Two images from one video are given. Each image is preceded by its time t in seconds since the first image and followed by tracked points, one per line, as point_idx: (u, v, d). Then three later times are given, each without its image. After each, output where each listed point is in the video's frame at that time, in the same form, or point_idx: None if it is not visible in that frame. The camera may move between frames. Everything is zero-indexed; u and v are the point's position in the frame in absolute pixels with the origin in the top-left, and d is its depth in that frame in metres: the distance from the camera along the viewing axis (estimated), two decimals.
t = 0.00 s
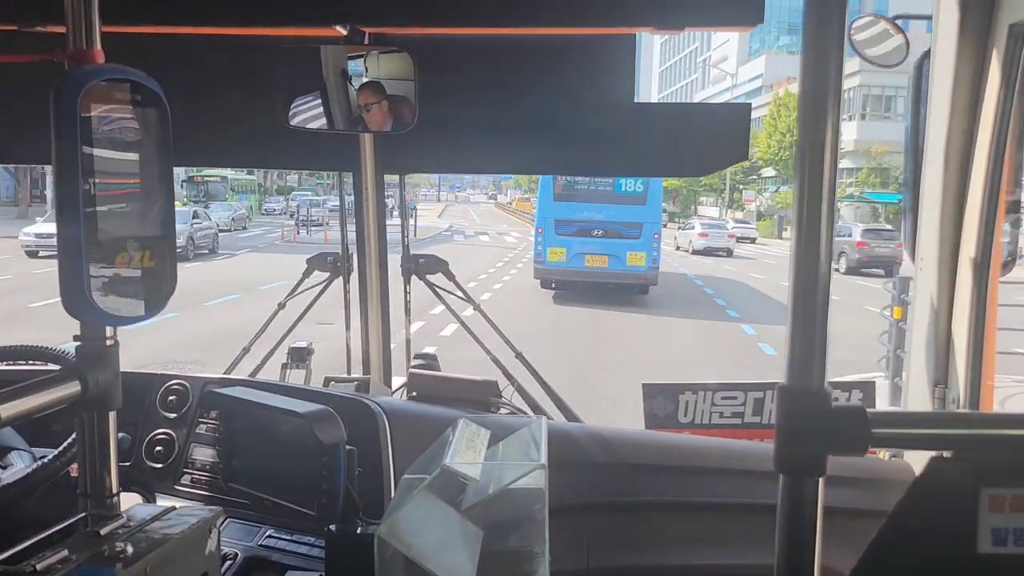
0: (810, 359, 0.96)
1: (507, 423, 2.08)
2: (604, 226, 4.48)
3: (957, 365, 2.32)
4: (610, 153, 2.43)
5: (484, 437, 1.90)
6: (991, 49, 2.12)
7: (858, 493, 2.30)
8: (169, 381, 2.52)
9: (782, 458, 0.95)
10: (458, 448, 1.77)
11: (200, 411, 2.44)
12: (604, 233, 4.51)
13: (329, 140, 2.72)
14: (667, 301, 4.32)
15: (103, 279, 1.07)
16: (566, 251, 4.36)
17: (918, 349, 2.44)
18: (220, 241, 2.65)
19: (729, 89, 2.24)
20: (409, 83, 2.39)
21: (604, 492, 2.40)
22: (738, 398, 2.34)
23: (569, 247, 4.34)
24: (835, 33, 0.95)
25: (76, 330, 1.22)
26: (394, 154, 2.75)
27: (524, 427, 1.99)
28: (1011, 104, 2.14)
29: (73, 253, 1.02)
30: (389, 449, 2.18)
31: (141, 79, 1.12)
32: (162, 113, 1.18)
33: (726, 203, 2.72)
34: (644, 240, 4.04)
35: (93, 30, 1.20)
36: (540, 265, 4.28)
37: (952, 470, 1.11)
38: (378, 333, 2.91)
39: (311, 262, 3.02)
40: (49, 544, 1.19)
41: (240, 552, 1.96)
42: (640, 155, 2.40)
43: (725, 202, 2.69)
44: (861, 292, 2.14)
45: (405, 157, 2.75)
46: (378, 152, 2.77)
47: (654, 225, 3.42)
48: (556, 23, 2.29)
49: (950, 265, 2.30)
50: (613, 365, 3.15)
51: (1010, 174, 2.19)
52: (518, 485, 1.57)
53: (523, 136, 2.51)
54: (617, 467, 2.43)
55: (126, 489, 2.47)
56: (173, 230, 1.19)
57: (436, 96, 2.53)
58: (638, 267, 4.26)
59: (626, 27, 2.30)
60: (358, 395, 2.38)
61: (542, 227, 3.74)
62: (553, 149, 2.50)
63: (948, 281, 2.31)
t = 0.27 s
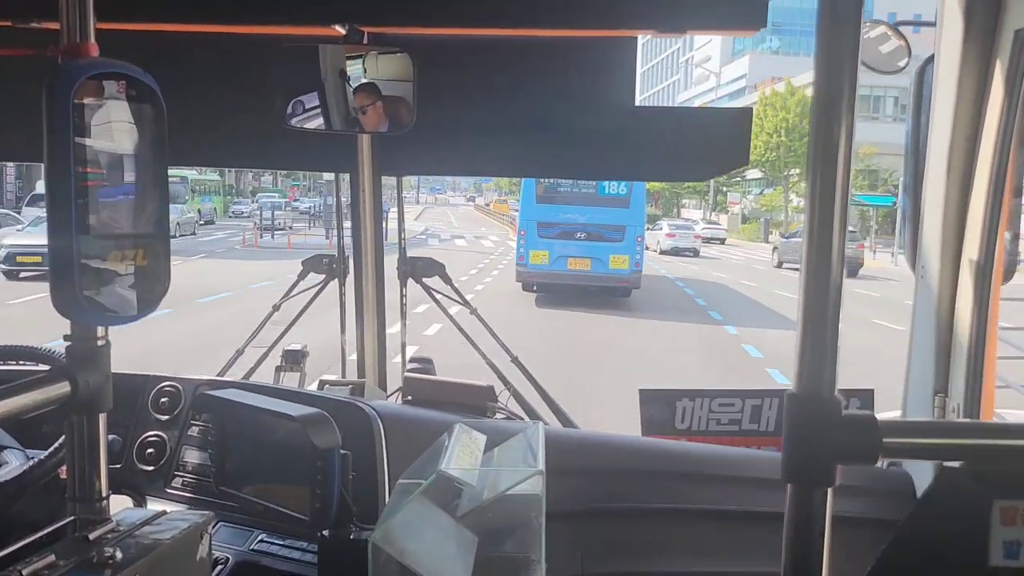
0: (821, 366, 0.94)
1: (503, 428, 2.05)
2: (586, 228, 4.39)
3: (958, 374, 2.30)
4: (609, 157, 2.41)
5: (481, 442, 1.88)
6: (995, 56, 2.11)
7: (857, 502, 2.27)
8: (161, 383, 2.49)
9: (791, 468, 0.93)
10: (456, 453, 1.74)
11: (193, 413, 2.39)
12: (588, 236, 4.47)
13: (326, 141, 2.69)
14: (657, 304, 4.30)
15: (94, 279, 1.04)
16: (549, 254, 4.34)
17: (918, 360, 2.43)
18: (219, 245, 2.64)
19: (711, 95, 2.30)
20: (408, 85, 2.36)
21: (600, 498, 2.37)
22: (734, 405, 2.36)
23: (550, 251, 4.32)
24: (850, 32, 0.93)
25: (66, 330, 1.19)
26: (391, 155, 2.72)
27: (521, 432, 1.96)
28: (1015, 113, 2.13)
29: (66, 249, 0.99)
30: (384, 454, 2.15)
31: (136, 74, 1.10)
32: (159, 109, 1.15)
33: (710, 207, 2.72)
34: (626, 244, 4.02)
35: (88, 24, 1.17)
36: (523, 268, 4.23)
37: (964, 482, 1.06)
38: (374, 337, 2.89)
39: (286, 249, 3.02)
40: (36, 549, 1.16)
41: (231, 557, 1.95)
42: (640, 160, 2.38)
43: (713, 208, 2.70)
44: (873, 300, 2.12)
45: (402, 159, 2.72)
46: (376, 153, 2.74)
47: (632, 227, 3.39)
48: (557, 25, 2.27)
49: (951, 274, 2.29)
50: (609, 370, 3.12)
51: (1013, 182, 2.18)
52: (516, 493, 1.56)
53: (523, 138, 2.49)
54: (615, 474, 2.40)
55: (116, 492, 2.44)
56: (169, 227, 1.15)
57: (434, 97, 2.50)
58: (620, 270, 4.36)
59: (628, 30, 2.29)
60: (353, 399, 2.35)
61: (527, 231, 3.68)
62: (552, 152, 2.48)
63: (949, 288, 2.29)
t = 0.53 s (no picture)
0: (820, 373, 0.94)
1: (502, 433, 2.05)
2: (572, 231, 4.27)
3: (959, 385, 2.30)
4: (612, 163, 2.42)
5: (481, 447, 1.88)
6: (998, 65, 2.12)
7: (856, 512, 2.27)
8: (162, 385, 2.50)
9: (791, 475, 0.93)
10: (456, 458, 1.73)
11: (193, 416, 2.41)
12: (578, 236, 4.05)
13: (329, 144, 2.70)
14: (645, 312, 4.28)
15: (99, 280, 1.04)
16: (535, 258, 4.18)
17: (918, 370, 2.43)
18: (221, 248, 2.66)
19: (699, 96, 2.25)
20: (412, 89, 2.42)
21: (599, 505, 2.37)
22: (736, 413, 2.27)
23: (536, 255, 4.16)
24: (852, 41, 0.94)
25: (69, 330, 1.20)
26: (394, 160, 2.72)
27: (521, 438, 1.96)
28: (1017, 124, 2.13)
29: (70, 251, 0.99)
30: (384, 457, 2.15)
31: (143, 75, 1.10)
32: (164, 112, 1.15)
33: (700, 211, 2.72)
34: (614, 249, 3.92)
35: (95, 25, 1.18)
36: (507, 271, 4.03)
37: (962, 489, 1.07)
38: (375, 341, 2.89)
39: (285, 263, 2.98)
40: (35, 548, 1.16)
41: (230, 560, 1.94)
42: (641, 167, 2.39)
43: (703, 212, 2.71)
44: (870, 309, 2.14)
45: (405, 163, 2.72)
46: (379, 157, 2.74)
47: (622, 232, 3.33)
48: (561, 31, 2.27)
49: (952, 285, 2.29)
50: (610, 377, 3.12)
51: (1016, 192, 2.17)
52: (516, 499, 1.54)
53: (525, 144, 2.49)
54: (613, 481, 2.40)
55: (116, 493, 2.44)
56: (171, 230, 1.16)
57: (438, 102, 2.51)
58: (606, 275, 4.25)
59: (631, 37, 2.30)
60: (353, 402, 2.35)
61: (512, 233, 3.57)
62: (554, 158, 2.48)
63: (950, 298, 2.29)
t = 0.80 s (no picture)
0: (825, 374, 0.95)
1: (505, 434, 2.06)
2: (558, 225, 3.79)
3: (963, 388, 2.30)
4: (616, 165, 2.43)
5: (486, 448, 1.88)
6: (1002, 69, 2.12)
7: (860, 515, 2.27)
8: (166, 385, 2.52)
9: (795, 475, 0.94)
10: (460, 458, 1.74)
11: (199, 416, 2.43)
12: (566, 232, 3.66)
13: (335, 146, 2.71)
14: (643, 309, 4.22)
15: (107, 279, 1.05)
16: (519, 254, 3.75)
17: (922, 374, 2.43)
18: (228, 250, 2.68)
19: (691, 92, 2.21)
20: (417, 91, 2.50)
21: (602, 506, 2.38)
22: (739, 416, 2.28)
23: (522, 251, 3.74)
24: (858, 43, 0.94)
25: (78, 328, 1.21)
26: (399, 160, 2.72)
27: (526, 439, 1.96)
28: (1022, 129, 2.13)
29: (79, 247, 1.01)
30: (388, 456, 2.16)
31: (152, 76, 1.11)
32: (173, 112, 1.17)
33: (691, 209, 2.68)
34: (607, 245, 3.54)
35: (106, 26, 1.19)
36: (494, 267, 3.54)
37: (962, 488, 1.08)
38: (380, 342, 2.89)
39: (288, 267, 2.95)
40: (44, 544, 1.17)
41: (234, 558, 1.95)
42: (646, 169, 2.39)
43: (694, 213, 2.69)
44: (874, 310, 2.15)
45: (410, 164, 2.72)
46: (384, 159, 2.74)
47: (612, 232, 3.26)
48: (567, 34, 2.28)
49: (957, 288, 2.29)
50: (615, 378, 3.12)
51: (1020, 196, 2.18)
52: (520, 499, 1.55)
53: (530, 146, 2.50)
54: (616, 483, 2.40)
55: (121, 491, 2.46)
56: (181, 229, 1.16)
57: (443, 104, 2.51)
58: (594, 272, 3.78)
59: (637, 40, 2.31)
60: (358, 403, 2.35)
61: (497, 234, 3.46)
62: (559, 160, 2.49)
63: (954, 300, 2.29)
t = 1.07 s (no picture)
0: (818, 370, 0.96)
1: (508, 433, 2.07)
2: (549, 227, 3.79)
3: (964, 387, 2.31)
4: (618, 166, 2.44)
5: (488, 446, 1.89)
6: (1003, 70, 2.13)
7: (862, 514, 2.28)
8: (172, 385, 2.54)
9: (789, 470, 0.94)
10: (461, 457, 1.75)
11: (203, 416, 2.45)
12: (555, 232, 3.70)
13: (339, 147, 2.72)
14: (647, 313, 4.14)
15: (111, 277, 1.06)
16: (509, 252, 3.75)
17: (923, 374, 2.44)
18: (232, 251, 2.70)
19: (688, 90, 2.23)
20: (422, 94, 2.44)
21: (604, 506, 2.39)
22: (742, 416, 2.28)
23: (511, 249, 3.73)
24: (853, 42, 0.95)
25: (83, 326, 1.23)
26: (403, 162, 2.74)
27: (527, 438, 1.98)
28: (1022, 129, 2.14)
29: (83, 242, 1.02)
30: (391, 455, 2.17)
31: (156, 78, 1.13)
32: (176, 112, 1.18)
33: (686, 211, 2.76)
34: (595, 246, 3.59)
35: (110, 30, 1.21)
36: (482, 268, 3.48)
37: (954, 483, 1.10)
38: (383, 343, 2.91)
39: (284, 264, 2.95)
40: (49, 539, 1.19)
41: (238, 557, 1.97)
42: (647, 171, 2.41)
43: (690, 211, 2.74)
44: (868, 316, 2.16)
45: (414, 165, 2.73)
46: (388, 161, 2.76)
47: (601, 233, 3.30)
48: (569, 37, 2.30)
49: (959, 288, 2.29)
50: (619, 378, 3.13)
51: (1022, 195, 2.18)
52: (520, 497, 1.56)
53: (533, 148, 2.52)
54: (619, 483, 2.41)
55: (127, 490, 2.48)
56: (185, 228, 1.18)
57: (447, 106, 2.53)
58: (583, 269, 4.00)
59: (640, 43, 2.33)
60: (362, 402, 2.37)
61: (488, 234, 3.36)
62: (561, 162, 2.50)
63: (956, 300, 2.30)
